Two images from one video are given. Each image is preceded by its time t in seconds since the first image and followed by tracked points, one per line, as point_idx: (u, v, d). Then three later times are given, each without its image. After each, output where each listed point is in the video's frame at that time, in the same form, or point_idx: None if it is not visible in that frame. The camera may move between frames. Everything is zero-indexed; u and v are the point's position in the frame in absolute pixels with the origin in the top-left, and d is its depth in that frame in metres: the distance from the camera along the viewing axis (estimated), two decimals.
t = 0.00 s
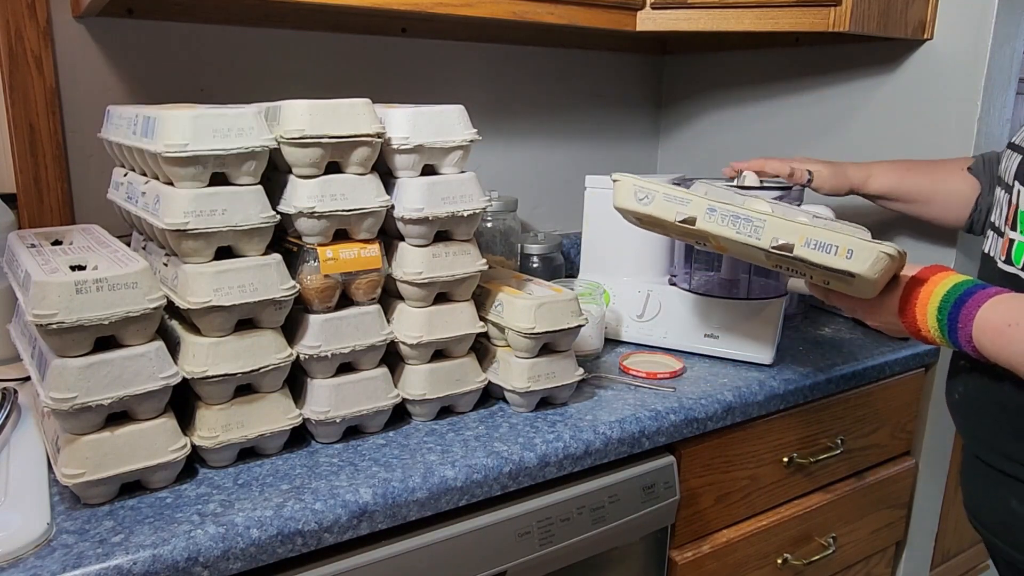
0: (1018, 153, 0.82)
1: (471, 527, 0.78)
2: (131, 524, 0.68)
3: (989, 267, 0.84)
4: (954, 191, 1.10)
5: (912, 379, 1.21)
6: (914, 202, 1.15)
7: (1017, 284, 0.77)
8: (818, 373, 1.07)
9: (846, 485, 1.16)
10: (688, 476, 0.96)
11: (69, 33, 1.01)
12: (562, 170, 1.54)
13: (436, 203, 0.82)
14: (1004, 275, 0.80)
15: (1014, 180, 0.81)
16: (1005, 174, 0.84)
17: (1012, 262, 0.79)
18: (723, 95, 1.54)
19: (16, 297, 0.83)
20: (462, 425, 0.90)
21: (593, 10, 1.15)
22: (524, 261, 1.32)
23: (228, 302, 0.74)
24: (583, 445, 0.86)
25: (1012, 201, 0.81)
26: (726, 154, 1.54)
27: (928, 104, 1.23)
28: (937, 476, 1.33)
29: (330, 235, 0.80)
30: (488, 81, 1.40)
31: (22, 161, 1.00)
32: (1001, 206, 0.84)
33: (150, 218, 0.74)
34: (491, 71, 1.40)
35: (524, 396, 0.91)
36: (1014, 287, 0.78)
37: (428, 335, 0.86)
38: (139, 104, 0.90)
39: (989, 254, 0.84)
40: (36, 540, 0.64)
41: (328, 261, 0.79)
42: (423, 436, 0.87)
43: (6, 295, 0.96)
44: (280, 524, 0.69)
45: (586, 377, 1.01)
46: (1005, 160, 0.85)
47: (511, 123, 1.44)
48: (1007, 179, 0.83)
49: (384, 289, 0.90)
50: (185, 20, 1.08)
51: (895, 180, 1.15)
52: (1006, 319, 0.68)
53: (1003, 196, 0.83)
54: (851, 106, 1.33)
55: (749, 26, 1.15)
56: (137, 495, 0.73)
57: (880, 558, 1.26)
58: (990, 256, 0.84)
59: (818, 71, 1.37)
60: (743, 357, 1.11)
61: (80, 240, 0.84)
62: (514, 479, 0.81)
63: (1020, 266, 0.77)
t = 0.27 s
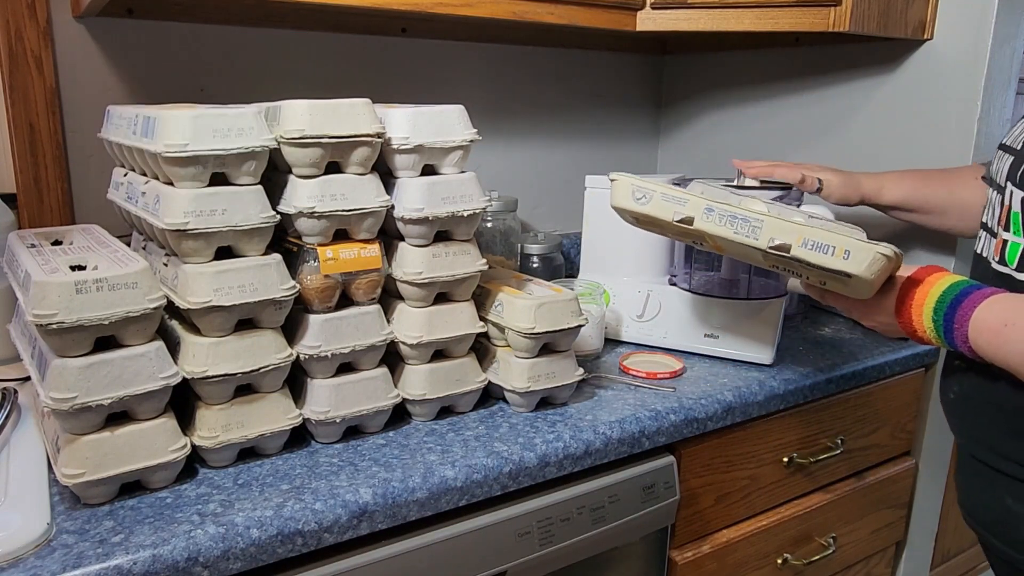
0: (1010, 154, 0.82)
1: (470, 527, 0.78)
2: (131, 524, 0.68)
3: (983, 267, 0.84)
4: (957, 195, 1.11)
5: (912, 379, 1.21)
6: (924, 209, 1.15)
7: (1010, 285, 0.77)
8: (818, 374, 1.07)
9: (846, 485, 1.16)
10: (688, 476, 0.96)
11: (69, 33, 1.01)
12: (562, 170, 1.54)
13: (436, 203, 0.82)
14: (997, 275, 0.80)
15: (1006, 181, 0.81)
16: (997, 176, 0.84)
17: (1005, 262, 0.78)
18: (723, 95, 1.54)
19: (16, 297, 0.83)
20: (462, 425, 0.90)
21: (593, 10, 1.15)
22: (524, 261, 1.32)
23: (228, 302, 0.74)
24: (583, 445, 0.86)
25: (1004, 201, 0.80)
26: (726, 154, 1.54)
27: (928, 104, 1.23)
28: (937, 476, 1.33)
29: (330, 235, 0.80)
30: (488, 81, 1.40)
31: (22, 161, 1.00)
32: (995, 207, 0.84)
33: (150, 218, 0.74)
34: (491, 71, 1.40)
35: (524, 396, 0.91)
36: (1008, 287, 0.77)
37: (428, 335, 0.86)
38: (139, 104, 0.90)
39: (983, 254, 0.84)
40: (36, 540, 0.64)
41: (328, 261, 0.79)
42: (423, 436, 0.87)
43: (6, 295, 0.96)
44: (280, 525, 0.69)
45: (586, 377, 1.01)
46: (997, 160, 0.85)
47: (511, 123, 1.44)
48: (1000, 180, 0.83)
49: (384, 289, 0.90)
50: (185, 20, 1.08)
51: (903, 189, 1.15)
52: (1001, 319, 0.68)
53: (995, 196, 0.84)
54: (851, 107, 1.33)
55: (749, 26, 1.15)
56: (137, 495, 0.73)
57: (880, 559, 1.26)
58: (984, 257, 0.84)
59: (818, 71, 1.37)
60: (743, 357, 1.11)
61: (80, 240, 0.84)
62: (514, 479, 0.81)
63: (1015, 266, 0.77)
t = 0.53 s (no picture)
0: (1011, 147, 0.81)
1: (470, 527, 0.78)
2: (131, 524, 0.68)
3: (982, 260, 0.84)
4: (957, 189, 1.10)
5: (912, 379, 1.21)
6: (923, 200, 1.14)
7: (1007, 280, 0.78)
8: (818, 374, 1.07)
9: (846, 485, 1.16)
10: (688, 476, 0.96)
11: (69, 33, 1.01)
12: (562, 170, 1.54)
13: (436, 203, 0.82)
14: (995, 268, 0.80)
15: (1007, 175, 0.81)
16: (999, 169, 0.84)
17: (1004, 256, 0.79)
18: (723, 95, 1.54)
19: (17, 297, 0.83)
20: (462, 425, 0.90)
21: (593, 10, 1.15)
22: (524, 261, 1.32)
23: (228, 302, 0.74)
24: (583, 445, 0.86)
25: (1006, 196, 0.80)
26: (726, 154, 1.54)
27: (928, 105, 1.23)
28: (937, 475, 1.33)
29: (330, 235, 0.80)
30: (488, 81, 1.40)
31: (22, 161, 1.00)
32: (996, 200, 0.84)
33: (150, 218, 0.74)
34: (491, 71, 1.40)
35: (524, 396, 0.91)
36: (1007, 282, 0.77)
37: (428, 335, 0.86)
38: (140, 104, 0.90)
39: (982, 247, 0.84)
40: (36, 541, 0.64)
41: (328, 261, 0.79)
42: (423, 436, 0.87)
43: (6, 295, 0.96)
44: (280, 524, 0.69)
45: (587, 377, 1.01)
46: (999, 152, 0.85)
47: (511, 123, 1.44)
48: (1002, 173, 0.83)
49: (384, 289, 0.90)
50: (185, 20, 1.08)
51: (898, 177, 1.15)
52: (996, 316, 0.68)
53: (996, 189, 0.83)
54: (851, 107, 1.33)
55: (749, 26, 1.15)
56: (137, 495, 0.73)
57: (880, 558, 1.26)
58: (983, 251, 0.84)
59: (818, 71, 1.37)
60: (743, 357, 1.11)
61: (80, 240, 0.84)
62: (514, 479, 0.81)
63: (1013, 261, 0.77)
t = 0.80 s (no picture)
0: None
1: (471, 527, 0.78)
2: (131, 524, 0.68)
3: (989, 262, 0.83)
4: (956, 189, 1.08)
5: (912, 379, 1.21)
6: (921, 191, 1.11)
7: (1017, 281, 0.76)
8: (818, 374, 1.07)
9: (846, 485, 1.16)
10: (688, 476, 0.96)
11: (69, 33, 1.01)
12: (562, 170, 1.54)
13: (436, 203, 0.82)
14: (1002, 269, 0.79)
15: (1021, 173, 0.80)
16: (1012, 168, 0.84)
17: (1014, 258, 0.78)
18: (723, 95, 1.54)
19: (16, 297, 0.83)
20: (462, 425, 0.90)
21: (593, 10, 1.15)
22: (524, 261, 1.32)
23: (228, 302, 0.74)
24: (583, 445, 0.86)
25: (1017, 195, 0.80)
26: (726, 154, 1.54)
27: (928, 104, 1.23)
28: (937, 475, 1.33)
29: (330, 235, 0.80)
30: (488, 81, 1.40)
31: (22, 161, 1.00)
32: (1007, 200, 0.83)
33: (150, 218, 0.74)
34: (490, 71, 1.40)
35: (524, 396, 0.91)
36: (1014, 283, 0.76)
37: (428, 335, 0.86)
38: (140, 105, 0.90)
39: (991, 248, 0.83)
40: (36, 540, 0.64)
41: (328, 261, 0.79)
42: (423, 436, 0.87)
43: (7, 295, 0.96)
44: (280, 524, 0.69)
45: (586, 377, 1.01)
46: (1014, 150, 0.85)
47: (510, 123, 1.44)
48: (1013, 172, 0.83)
49: (384, 289, 0.90)
50: (185, 20, 1.08)
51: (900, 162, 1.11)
52: (1004, 315, 0.67)
53: (1008, 189, 0.83)
54: (851, 107, 1.33)
55: (749, 26, 1.15)
56: (137, 495, 0.73)
57: (880, 559, 1.26)
58: (992, 250, 0.83)
59: (818, 71, 1.37)
60: (743, 357, 1.11)
61: (80, 240, 0.84)
62: (514, 479, 0.81)
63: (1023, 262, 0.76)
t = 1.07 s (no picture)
0: None
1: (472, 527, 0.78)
2: (130, 525, 0.68)
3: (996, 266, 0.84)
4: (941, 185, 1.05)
5: (912, 379, 1.21)
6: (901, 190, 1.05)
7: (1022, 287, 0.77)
8: (818, 374, 1.07)
9: (846, 485, 1.16)
10: (688, 476, 0.96)
11: (69, 33, 1.01)
12: (562, 170, 1.54)
13: (436, 203, 0.82)
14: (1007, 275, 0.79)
15: None
16: (1016, 172, 0.83)
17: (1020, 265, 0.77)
18: (723, 95, 1.54)
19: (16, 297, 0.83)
20: (462, 425, 0.90)
21: (593, 10, 1.15)
22: (524, 261, 1.32)
23: (228, 302, 0.74)
24: (583, 445, 0.86)
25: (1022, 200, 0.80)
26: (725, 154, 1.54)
27: (927, 104, 1.23)
28: (937, 475, 1.33)
29: (330, 235, 0.80)
30: (487, 81, 1.40)
31: (22, 161, 1.00)
32: (1013, 205, 0.82)
33: (150, 218, 0.74)
34: (490, 71, 1.40)
35: (524, 396, 0.91)
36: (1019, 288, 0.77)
37: (428, 335, 0.86)
38: (140, 105, 0.90)
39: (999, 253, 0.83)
40: (36, 541, 0.64)
41: (328, 261, 0.79)
42: (423, 436, 0.87)
43: (6, 295, 0.96)
44: (280, 525, 0.69)
45: (587, 377, 1.01)
46: (1014, 157, 0.85)
47: (510, 123, 1.44)
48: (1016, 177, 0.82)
49: (384, 289, 0.90)
50: (185, 20, 1.08)
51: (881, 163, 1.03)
52: (1013, 317, 0.68)
53: (1014, 193, 0.82)
54: (851, 107, 1.33)
55: (749, 26, 1.15)
56: (137, 495, 0.73)
57: (880, 559, 1.26)
58: (999, 257, 0.83)
59: (818, 71, 1.37)
60: (742, 357, 1.10)
61: (80, 240, 0.84)
62: (514, 479, 0.81)
63: None
